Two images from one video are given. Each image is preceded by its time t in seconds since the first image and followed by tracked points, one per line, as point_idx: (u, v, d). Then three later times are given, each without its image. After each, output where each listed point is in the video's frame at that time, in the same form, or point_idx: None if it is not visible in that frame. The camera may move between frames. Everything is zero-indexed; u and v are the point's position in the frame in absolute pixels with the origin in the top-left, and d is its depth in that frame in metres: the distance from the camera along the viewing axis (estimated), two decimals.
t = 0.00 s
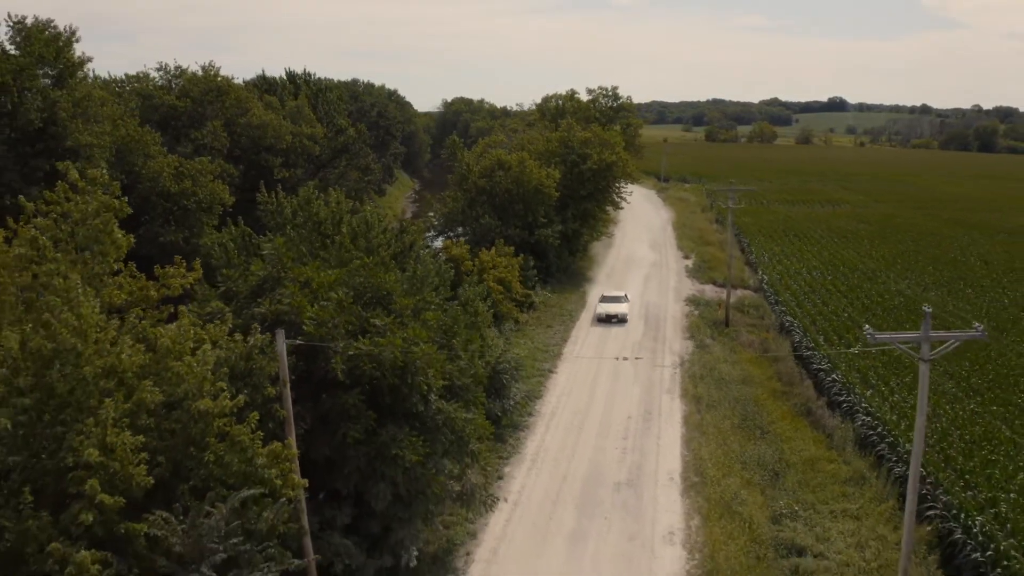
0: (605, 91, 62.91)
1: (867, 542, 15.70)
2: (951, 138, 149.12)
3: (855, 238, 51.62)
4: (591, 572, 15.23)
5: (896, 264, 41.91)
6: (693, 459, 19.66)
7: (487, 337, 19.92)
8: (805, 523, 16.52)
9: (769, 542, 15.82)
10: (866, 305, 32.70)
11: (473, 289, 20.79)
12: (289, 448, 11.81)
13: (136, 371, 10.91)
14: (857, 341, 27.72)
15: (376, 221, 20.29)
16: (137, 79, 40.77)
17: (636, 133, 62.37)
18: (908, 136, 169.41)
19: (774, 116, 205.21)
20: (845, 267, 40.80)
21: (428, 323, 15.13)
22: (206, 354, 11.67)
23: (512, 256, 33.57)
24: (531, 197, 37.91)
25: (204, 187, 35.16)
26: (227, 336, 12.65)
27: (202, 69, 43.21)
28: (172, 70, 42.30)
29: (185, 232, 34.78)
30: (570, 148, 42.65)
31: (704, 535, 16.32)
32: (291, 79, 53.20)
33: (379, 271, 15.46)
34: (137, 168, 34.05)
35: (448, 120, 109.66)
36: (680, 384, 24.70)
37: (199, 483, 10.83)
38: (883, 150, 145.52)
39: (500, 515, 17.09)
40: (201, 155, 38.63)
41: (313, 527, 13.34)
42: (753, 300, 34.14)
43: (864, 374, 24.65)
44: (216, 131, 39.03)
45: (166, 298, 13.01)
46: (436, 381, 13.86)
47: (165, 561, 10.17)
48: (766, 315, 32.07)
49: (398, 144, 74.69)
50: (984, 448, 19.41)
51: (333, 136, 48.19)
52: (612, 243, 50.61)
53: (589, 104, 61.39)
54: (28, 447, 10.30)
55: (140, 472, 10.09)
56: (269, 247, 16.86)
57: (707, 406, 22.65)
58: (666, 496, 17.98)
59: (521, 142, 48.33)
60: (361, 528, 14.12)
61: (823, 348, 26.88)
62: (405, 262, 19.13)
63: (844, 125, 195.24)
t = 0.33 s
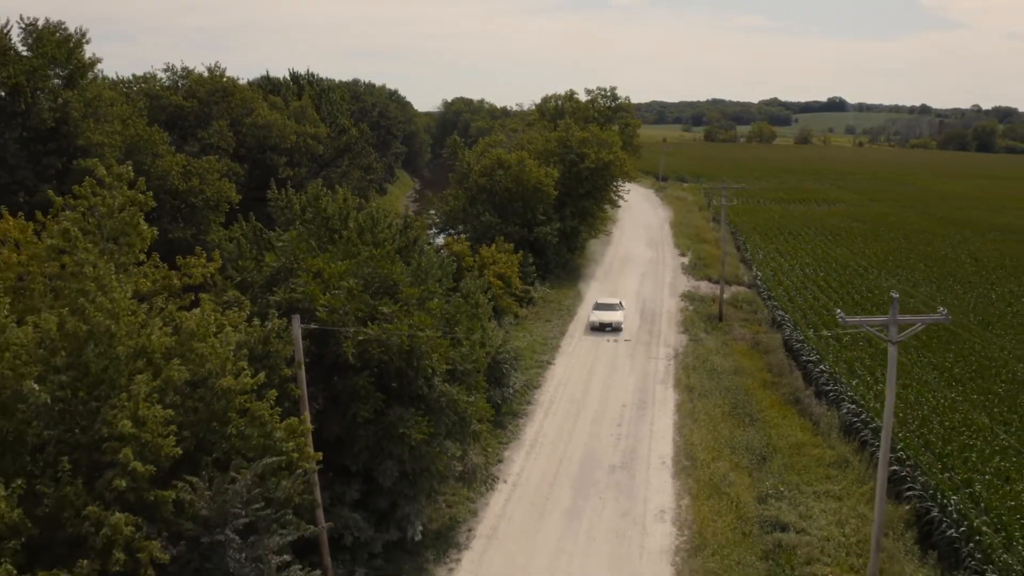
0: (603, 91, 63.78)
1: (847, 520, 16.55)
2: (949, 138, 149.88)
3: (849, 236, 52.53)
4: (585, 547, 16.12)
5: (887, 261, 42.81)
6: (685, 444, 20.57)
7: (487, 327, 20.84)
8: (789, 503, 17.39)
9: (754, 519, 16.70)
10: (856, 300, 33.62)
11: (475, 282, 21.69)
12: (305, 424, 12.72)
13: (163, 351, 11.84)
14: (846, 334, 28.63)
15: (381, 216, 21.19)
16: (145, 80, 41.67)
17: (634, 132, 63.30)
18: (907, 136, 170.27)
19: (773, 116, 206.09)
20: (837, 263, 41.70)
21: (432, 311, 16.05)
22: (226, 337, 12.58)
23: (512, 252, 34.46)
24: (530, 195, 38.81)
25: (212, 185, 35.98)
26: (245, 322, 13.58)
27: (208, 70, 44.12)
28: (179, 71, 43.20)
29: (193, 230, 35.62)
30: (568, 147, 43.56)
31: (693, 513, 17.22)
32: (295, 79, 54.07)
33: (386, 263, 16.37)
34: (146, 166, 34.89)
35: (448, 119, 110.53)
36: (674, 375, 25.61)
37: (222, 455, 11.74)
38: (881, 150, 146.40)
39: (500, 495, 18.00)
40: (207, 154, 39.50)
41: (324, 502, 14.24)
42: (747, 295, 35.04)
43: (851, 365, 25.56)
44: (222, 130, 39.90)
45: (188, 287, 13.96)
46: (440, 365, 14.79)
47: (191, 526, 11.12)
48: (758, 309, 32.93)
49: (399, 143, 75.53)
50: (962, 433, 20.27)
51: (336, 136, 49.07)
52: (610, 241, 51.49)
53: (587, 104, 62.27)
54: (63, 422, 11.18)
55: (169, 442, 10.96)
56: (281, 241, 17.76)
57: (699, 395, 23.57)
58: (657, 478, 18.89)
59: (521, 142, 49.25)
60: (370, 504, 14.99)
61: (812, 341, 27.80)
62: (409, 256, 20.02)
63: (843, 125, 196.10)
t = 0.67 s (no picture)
0: (602, 92, 64.71)
1: (829, 499, 17.46)
2: (947, 138, 150.81)
3: (843, 234, 53.41)
4: (581, 525, 17.04)
5: (880, 258, 43.69)
6: (677, 430, 21.50)
7: (488, 318, 21.79)
8: (775, 483, 18.31)
9: (742, 498, 17.62)
10: (847, 295, 34.54)
11: (476, 276, 22.60)
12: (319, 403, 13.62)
13: (188, 334, 12.79)
14: (835, 327, 29.55)
15: (386, 213, 22.13)
16: (153, 81, 42.61)
17: (632, 132, 64.25)
18: (905, 136, 171.14)
19: (772, 116, 207.04)
20: (831, 260, 42.59)
21: (436, 301, 16.99)
22: (247, 322, 13.53)
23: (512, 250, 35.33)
24: (530, 194, 39.69)
25: (219, 184, 36.83)
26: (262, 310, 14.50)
27: (214, 72, 45.06)
28: (185, 73, 44.14)
29: (200, 227, 36.47)
30: (567, 147, 44.46)
31: (684, 493, 18.13)
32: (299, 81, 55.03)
33: (392, 254, 17.30)
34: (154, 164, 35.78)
35: (448, 119, 111.47)
36: (668, 367, 26.53)
37: (243, 430, 12.67)
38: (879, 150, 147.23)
39: (500, 477, 18.92)
40: (214, 153, 40.38)
41: (335, 479, 15.13)
42: (741, 291, 35.95)
43: (839, 356, 26.50)
44: (228, 130, 40.79)
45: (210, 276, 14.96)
46: (444, 350, 15.73)
47: (215, 495, 11.99)
48: (752, 304, 33.81)
49: (400, 143, 76.40)
50: (942, 419, 21.21)
51: (339, 136, 50.02)
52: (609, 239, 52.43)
53: (586, 105, 63.17)
54: (96, 399, 12.08)
55: (195, 418, 11.86)
56: (291, 235, 18.68)
57: (692, 385, 24.50)
58: (650, 462, 19.80)
59: (520, 141, 50.19)
60: (377, 482, 15.86)
61: (802, 334, 28.74)
62: (414, 249, 20.97)
63: (842, 125, 196.94)
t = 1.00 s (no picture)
0: (601, 93, 65.65)
1: (814, 479, 18.41)
2: (946, 138, 151.73)
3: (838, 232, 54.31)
4: (578, 503, 17.98)
5: (873, 256, 44.64)
6: (670, 417, 22.46)
7: (489, 310, 22.75)
8: (763, 465, 19.25)
9: (731, 479, 18.56)
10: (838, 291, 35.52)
11: (478, 269, 23.55)
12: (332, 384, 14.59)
13: (211, 319, 13.74)
14: (825, 321, 30.53)
15: (392, 210, 23.07)
16: (161, 82, 43.55)
17: (631, 132, 65.17)
18: (904, 136, 172.00)
19: (771, 116, 207.89)
20: (824, 257, 43.54)
21: (441, 290, 17.97)
22: (265, 309, 14.49)
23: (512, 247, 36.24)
24: (529, 192, 40.58)
25: (226, 182, 37.73)
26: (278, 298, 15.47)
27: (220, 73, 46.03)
28: (192, 74, 45.09)
29: (208, 224, 37.35)
30: (566, 146, 45.37)
31: (676, 474, 19.07)
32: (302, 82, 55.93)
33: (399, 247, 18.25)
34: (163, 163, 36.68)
35: (449, 119, 112.35)
36: (663, 359, 27.49)
37: (262, 409, 13.62)
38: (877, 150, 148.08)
39: (501, 460, 19.87)
40: (221, 152, 41.29)
41: (346, 457, 16.07)
42: (735, 287, 36.89)
43: (828, 349, 27.45)
44: (234, 130, 41.71)
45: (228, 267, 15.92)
46: (448, 337, 16.69)
47: (238, 466, 12.92)
48: (746, 299, 34.70)
49: (401, 143, 77.23)
50: (924, 406, 22.16)
51: (342, 136, 50.95)
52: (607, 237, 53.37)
53: (586, 105, 64.08)
54: (126, 379, 13.00)
55: (219, 395, 12.79)
56: (303, 229, 19.62)
57: (686, 375, 25.44)
58: (644, 446, 20.73)
59: (520, 141, 51.13)
60: (385, 462, 16.78)
61: (793, 327, 29.70)
62: (419, 243, 21.93)
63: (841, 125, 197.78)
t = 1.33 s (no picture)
0: (600, 93, 66.61)
1: (799, 461, 19.36)
2: (945, 138, 152.68)
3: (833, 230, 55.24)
4: (575, 483, 18.94)
5: (865, 253, 45.61)
6: (664, 404, 23.41)
7: (491, 301, 23.70)
8: (751, 449, 20.22)
9: (720, 461, 19.53)
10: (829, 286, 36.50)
11: (480, 262, 24.50)
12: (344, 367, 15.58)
13: (232, 306, 14.69)
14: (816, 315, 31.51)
15: (397, 205, 24.03)
16: (169, 82, 44.57)
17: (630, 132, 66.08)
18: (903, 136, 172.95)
19: (771, 116, 208.74)
20: (818, 254, 44.50)
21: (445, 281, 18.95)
22: (281, 297, 15.46)
23: (512, 243, 37.17)
24: (529, 189, 41.44)
25: (233, 180, 38.64)
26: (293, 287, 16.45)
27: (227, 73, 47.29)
28: (200, 74, 46.21)
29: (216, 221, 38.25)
30: (565, 146, 46.30)
31: (669, 457, 20.03)
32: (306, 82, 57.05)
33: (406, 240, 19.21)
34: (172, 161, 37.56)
35: (450, 119, 113.20)
36: (658, 350, 28.47)
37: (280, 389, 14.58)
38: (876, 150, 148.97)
39: (502, 444, 20.83)
40: (227, 151, 42.21)
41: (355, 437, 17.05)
42: (730, 283, 37.84)
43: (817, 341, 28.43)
44: (240, 129, 42.63)
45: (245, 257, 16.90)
46: (452, 325, 17.66)
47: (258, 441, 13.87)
48: (740, 295, 35.68)
49: (403, 142, 78.05)
50: (907, 394, 23.14)
51: (346, 136, 51.95)
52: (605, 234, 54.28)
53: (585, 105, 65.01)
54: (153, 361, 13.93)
55: (241, 375, 13.73)
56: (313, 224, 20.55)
57: (680, 366, 26.40)
58: (639, 432, 21.68)
59: (521, 140, 52.08)
60: (392, 444, 17.69)
61: (784, 320, 30.69)
62: (424, 237, 22.92)
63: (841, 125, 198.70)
